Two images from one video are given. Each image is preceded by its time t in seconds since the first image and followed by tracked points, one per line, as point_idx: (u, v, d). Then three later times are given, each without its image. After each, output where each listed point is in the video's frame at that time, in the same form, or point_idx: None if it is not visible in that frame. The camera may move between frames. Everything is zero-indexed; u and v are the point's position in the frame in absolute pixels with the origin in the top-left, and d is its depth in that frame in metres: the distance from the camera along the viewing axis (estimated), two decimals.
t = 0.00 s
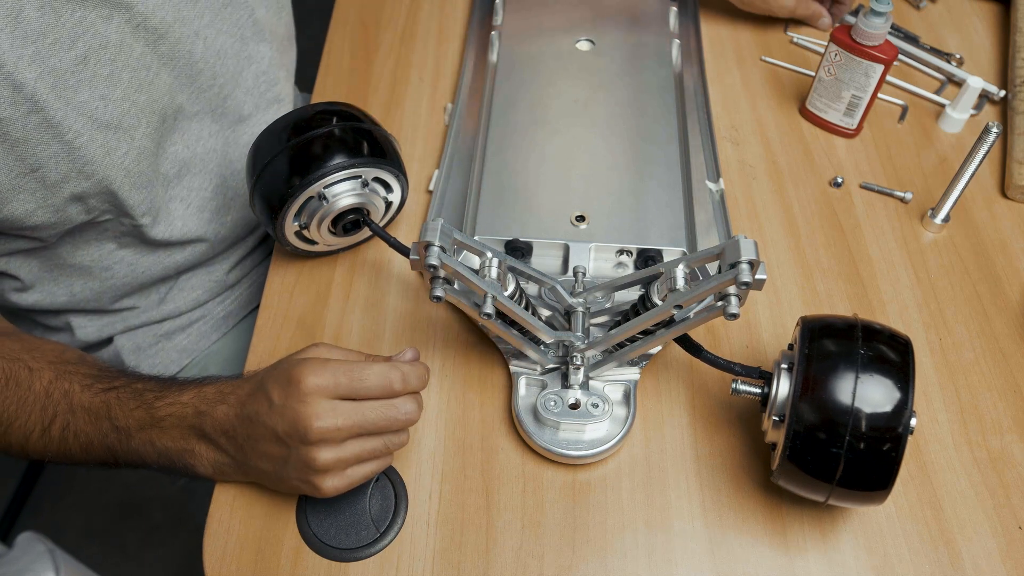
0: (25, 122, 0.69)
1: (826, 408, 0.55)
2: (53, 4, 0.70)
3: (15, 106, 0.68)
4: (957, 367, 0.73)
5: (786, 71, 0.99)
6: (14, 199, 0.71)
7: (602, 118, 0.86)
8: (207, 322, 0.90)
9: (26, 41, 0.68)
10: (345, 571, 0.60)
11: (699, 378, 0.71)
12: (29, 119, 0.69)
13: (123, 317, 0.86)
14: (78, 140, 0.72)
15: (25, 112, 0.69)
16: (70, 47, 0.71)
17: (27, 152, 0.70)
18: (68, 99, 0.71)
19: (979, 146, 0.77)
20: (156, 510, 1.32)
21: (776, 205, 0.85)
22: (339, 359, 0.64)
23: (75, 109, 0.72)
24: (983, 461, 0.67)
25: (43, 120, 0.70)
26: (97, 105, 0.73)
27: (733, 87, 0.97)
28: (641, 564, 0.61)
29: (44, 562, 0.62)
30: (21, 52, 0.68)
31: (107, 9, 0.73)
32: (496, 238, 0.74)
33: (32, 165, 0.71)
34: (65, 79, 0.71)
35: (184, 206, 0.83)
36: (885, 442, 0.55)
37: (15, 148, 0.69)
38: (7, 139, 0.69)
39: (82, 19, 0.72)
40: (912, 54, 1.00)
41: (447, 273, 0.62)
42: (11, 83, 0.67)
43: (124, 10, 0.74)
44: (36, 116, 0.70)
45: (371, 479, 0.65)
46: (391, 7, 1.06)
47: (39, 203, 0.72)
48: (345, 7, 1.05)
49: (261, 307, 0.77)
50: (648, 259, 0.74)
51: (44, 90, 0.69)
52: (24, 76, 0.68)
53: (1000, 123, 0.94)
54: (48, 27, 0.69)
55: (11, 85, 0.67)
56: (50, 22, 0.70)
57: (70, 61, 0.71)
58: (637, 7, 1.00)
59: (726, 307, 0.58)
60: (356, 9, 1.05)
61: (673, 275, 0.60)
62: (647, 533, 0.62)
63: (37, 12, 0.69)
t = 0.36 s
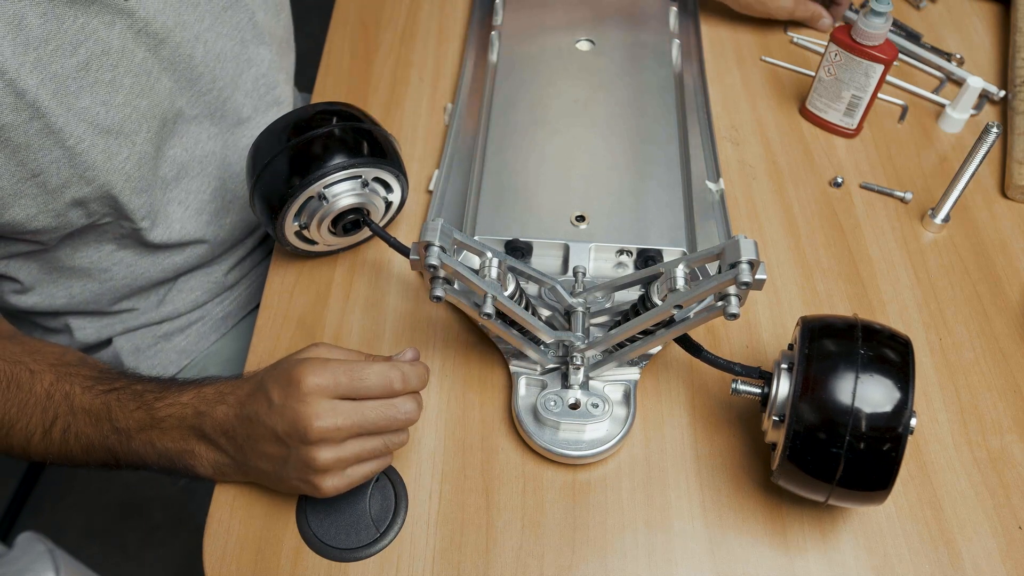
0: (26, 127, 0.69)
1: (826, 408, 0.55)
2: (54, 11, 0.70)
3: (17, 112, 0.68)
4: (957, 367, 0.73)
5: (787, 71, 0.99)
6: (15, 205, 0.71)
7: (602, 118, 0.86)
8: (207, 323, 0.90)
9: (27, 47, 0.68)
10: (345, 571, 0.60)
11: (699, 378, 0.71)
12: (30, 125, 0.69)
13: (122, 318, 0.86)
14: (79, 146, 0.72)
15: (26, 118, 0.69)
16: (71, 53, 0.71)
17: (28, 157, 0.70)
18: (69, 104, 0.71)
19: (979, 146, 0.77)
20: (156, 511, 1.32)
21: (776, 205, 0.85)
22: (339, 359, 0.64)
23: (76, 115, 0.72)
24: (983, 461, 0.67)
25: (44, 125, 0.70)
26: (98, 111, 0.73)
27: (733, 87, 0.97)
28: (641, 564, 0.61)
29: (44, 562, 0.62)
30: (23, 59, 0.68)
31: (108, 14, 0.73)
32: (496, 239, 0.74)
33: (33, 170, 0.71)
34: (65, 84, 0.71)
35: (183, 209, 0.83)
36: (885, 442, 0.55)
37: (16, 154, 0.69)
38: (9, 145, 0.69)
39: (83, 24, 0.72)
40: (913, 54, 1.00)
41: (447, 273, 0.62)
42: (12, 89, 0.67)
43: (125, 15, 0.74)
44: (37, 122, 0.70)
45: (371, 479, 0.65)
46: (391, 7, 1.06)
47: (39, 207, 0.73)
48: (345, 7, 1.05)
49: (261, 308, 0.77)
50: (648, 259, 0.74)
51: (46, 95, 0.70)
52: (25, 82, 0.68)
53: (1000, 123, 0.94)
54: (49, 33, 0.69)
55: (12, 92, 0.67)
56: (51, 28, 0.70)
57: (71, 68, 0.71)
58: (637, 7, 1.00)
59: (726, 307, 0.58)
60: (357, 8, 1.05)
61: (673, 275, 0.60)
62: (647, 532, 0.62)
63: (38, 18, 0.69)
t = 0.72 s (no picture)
0: (20, 126, 0.69)
1: (825, 408, 0.55)
2: (48, 9, 0.70)
3: (11, 111, 0.68)
4: (957, 367, 0.73)
5: (787, 71, 0.99)
6: (10, 205, 0.71)
7: (602, 118, 0.86)
8: (207, 323, 0.90)
9: (21, 46, 0.68)
10: (345, 571, 0.60)
11: (699, 378, 0.71)
12: (24, 124, 0.69)
13: (122, 317, 0.86)
14: (75, 145, 0.72)
15: (21, 117, 0.69)
16: (66, 52, 0.71)
17: (24, 157, 0.70)
18: (64, 103, 0.71)
19: (979, 146, 0.77)
20: (156, 510, 1.32)
21: (776, 206, 0.85)
22: (338, 359, 0.64)
23: (71, 114, 0.72)
24: (983, 461, 0.67)
25: (39, 124, 0.70)
26: (94, 110, 0.73)
27: (733, 87, 0.97)
28: (641, 564, 0.61)
29: (44, 562, 0.62)
30: (17, 58, 0.68)
31: (103, 13, 0.73)
32: (495, 239, 0.74)
33: (28, 170, 0.71)
34: (60, 83, 0.71)
35: (182, 209, 0.83)
36: (886, 442, 0.55)
37: (12, 153, 0.69)
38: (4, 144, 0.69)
39: (77, 24, 0.72)
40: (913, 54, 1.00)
41: (447, 273, 0.61)
42: (6, 89, 0.67)
43: (120, 14, 0.74)
44: (32, 121, 0.70)
45: (371, 479, 0.65)
46: (391, 7, 1.06)
47: (36, 207, 0.73)
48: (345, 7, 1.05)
49: (261, 307, 0.77)
50: (648, 259, 0.74)
51: (41, 95, 0.69)
52: (21, 81, 0.68)
53: (1000, 123, 0.94)
54: (44, 32, 0.69)
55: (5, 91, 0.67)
56: (45, 27, 0.70)
57: (66, 66, 0.71)
58: (637, 7, 1.00)
59: (726, 307, 0.58)
60: (357, 8, 1.05)
61: (673, 275, 0.60)
62: (647, 532, 0.62)
63: (32, 18, 0.69)
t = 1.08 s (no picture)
0: (13, 131, 0.69)
1: (826, 408, 0.55)
2: (38, 13, 0.70)
3: (3, 116, 0.68)
4: (957, 367, 0.73)
5: (787, 71, 0.99)
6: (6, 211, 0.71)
7: (602, 118, 0.86)
8: (205, 323, 0.90)
9: (13, 50, 0.68)
10: (345, 571, 0.60)
11: (700, 378, 0.71)
12: (18, 128, 0.69)
13: (121, 319, 0.86)
14: (70, 149, 0.72)
15: (14, 121, 0.69)
16: (57, 54, 0.71)
17: (19, 162, 0.70)
18: (58, 107, 0.71)
19: (979, 146, 0.77)
20: (156, 511, 1.32)
21: (776, 205, 0.85)
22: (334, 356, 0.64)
23: (66, 117, 0.72)
24: (983, 461, 0.67)
25: (32, 128, 0.70)
26: (89, 113, 0.73)
27: (733, 87, 0.97)
28: (641, 564, 0.61)
29: (44, 562, 0.62)
30: (8, 63, 0.68)
31: (93, 15, 0.73)
32: (494, 238, 0.74)
33: (23, 174, 0.70)
34: (53, 86, 0.71)
35: (178, 209, 0.83)
36: (885, 442, 0.55)
37: (5, 158, 0.69)
38: None
39: (68, 26, 0.72)
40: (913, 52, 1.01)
41: (447, 273, 0.61)
42: None
43: (109, 15, 0.74)
44: (24, 125, 0.69)
45: (371, 479, 0.65)
46: (391, 6, 1.06)
47: (33, 212, 0.72)
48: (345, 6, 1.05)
49: (261, 307, 0.77)
50: (648, 259, 0.74)
51: (32, 99, 0.69)
52: (14, 86, 0.68)
53: (1000, 123, 0.94)
54: (34, 36, 0.69)
55: None
56: (35, 29, 0.70)
57: (58, 70, 0.71)
58: (637, 7, 1.00)
59: (726, 307, 0.57)
60: (357, 8, 1.05)
61: (673, 275, 0.60)
62: (647, 532, 0.62)
63: (23, 21, 0.69)
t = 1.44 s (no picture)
0: (25, 126, 0.68)
1: (826, 408, 0.55)
2: (42, 6, 0.68)
3: (15, 112, 0.67)
4: (957, 367, 0.73)
5: (787, 71, 0.99)
6: (19, 205, 0.69)
7: (602, 118, 0.86)
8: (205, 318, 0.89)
9: (22, 45, 0.67)
10: (344, 571, 0.60)
11: (700, 378, 0.71)
12: (29, 123, 0.68)
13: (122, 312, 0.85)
14: (79, 140, 0.72)
15: (25, 115, 0.68)
16: (65, 45, 0.70)
17: (29, 156, 0.69)
18: (67, 100, 0.70)
19: (979, 146, 0.77)
20: (157, 510, 1.33)
21: (776, 206, 0.85)
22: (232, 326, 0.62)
23: (73, 109, 0.71)
24: (983, 461, 0.67)
25: (43, 122, 0.69)
26: (96, 105, 0.73)
27: (733, 87, 0.97)
28: (641, 564, 0.61)
29: (44, 562, 0.61)
30: (17, 59, 0.66)
31: (96, 6, 0.72)
32: (493, 238, 0.74)
33: (33, 169, 0.70)
34: (62, 79, 0.70)
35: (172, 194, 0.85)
36: (885, 442, 0.55)
37: (16, 153, 0.68)
38: (10, 147, 0.68)
39: (74, 19, 0.71)
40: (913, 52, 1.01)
41: (447, 273, 0.61)
42: (10, 91, 0.66)
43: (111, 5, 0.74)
44: (35, 120, 0.68)
45: (371, 479, 0.65)
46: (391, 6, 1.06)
47: (44, 207, 0.71)
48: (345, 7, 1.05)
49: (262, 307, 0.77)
50: (648, 259, 0.74)
51: (42, 93, 0.68)
52: (26, 81, 0.67)
53: (1000, 123, 0.94)
54: (42, 30, 0.68)
55: (8, 93, 0.66)
56: (41, 21, 0.68)
57: (65, 63, 0.70)
58: (637, 7, 1.00)
59: (726, 307, 0.57)
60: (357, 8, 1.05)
61: (673, 274, 0.60)
62: (647, 533, 0.62)
63: (28, 16, 0.67)
